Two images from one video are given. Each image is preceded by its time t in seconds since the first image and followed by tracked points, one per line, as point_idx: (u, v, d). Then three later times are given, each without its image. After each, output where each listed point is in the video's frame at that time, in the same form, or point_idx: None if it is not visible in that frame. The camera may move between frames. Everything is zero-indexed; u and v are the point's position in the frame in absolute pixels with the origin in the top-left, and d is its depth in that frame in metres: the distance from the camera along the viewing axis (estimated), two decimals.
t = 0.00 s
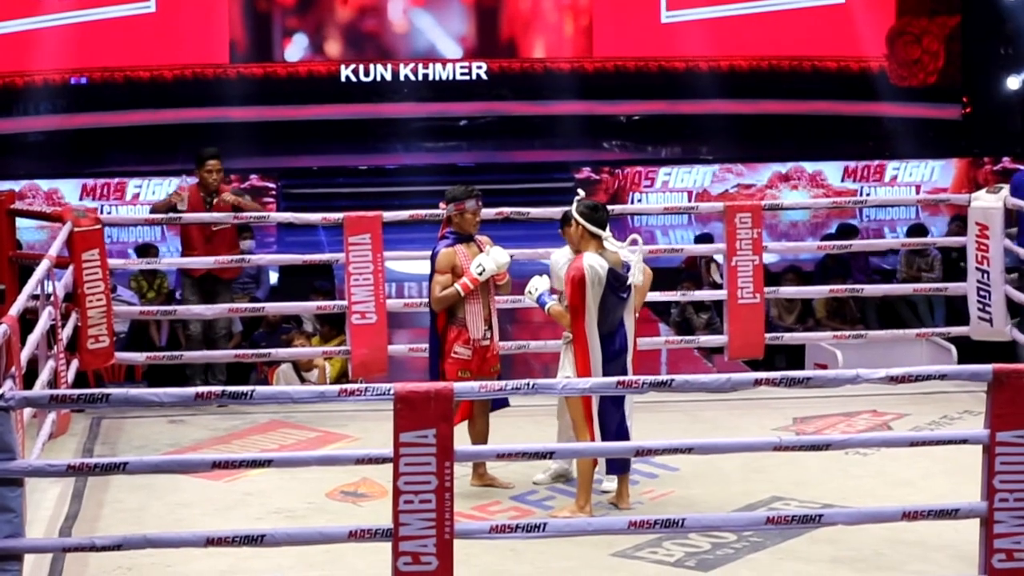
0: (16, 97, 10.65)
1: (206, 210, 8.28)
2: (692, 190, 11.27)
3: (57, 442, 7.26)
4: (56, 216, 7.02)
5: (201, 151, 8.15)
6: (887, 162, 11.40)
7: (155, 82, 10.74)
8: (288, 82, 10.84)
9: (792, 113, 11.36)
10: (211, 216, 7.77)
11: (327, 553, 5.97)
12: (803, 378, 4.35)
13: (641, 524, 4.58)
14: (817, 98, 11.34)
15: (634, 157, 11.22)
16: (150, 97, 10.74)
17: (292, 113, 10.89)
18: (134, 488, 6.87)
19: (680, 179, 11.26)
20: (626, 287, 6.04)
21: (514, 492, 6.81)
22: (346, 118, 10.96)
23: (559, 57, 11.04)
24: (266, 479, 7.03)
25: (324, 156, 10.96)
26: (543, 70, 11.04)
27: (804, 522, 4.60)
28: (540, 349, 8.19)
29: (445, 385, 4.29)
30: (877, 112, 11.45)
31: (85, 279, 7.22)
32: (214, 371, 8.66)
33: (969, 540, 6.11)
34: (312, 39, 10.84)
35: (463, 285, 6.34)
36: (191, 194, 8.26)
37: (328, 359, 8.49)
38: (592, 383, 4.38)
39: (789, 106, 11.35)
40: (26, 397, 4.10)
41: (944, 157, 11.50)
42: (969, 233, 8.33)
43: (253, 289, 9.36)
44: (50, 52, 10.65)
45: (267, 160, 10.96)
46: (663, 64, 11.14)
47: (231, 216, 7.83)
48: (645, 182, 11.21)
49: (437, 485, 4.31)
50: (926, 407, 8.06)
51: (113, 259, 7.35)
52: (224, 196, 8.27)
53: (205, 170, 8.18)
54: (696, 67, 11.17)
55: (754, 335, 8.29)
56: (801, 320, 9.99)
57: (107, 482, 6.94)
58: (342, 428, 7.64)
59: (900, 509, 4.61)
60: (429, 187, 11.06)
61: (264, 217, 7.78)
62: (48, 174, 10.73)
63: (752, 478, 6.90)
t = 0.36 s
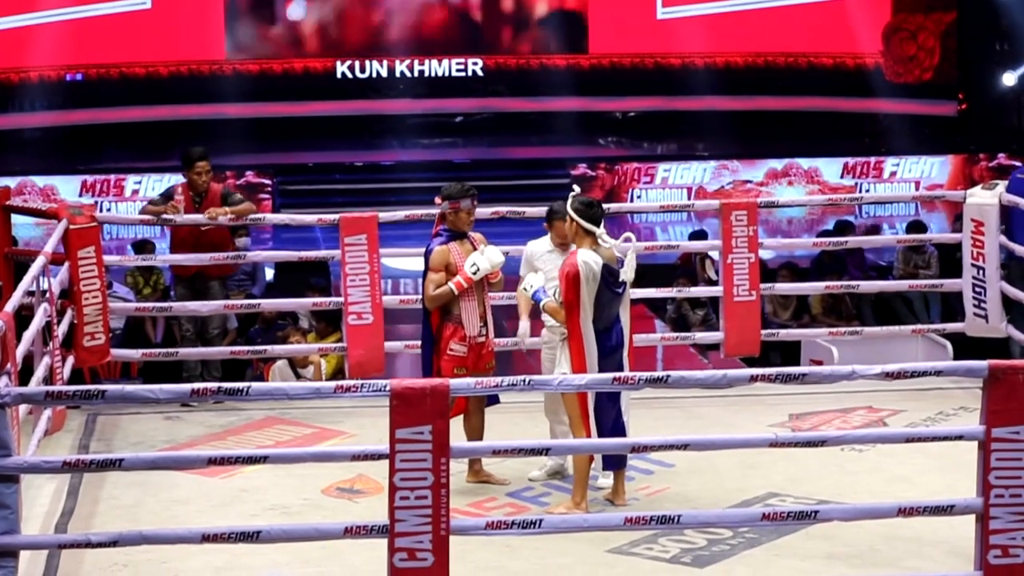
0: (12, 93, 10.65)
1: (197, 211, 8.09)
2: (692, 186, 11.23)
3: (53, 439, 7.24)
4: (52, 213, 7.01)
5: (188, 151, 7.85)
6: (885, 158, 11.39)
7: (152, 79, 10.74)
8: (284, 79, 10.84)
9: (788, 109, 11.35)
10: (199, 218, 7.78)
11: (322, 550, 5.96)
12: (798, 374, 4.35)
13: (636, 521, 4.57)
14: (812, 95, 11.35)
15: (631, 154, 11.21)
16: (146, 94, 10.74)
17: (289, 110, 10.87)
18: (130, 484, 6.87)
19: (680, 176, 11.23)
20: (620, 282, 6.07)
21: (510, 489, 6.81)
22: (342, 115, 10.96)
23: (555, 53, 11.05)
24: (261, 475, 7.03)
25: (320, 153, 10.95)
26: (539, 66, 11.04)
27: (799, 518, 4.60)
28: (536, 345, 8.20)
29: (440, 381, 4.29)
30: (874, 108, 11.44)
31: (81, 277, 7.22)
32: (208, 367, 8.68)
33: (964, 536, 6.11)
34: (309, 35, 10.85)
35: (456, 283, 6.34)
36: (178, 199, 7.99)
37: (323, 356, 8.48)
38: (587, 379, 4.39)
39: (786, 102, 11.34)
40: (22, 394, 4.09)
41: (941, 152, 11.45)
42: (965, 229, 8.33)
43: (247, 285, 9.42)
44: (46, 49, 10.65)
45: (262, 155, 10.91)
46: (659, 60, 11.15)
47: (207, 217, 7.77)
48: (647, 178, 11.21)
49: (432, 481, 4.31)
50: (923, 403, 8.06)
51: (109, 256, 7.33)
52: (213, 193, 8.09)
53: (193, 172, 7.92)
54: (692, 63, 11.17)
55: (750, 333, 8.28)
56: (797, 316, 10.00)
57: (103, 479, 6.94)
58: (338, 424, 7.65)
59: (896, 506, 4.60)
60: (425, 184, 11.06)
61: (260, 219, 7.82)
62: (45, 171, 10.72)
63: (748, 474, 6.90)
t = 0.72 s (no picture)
0: (11, 91, 10.63)
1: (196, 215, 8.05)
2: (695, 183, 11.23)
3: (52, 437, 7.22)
4: (51, 212, 7.01)
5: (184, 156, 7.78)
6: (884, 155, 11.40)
7: (151, 77, 10.73)
8: (282, 76, 10.84)
9: (787, 107, 11.36)
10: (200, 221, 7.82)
11: (321, 547, 5.96)
12: (797, 371, 4.35)
13: (635, 519, 4.56)
14: (811, 92, 11.36)
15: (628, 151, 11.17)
16: (145, 92, 10.74)
17: (287, 107, 10.89)
18: (128, 482, 6.87)
19: (682, 173, 11.23)
20: (620, 279, 6.08)
21: (509, 487, 6.81)
22: (340, 113, 10.96)
23: (553, 50, 11.04)
24: (260, 473, 7.03)
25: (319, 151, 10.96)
26: (538, 64, 11.04)
27: (798, 516, 4.60)
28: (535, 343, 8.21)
29: (439, 378, 4.29)
30: (873, 105, 11.44)
31: (81, 275, 7.21)
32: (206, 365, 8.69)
33: (963, 533, 6.11)
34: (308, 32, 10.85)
35: (456, 282, 6.33)
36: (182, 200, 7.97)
37: (322, 354, 8.48)
38: (586, 376, 4.38)
39: (784, 100, 11.35)
40: (20, 391, 4.07)
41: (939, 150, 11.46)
42: (964, 227, 8.34)
43: (246, 283, 9.43)
44: (46, 47, 10.65)
45: (259, 152, 10.89)
46: (658, 58, 11.14)
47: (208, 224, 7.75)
48: (651, 175, 11.20)
49: (431, 478, 4.31)
50: (921, 401, 8.06)
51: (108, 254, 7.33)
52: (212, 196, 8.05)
53: (193, 178, 7.85)
54: (691, 60, 11.16)
55: (750, 331, 8.29)
56: (795, 314, 10.00)
57: (102, 477, 6.94)
58: (336, 422, 7.65)
59: (894, 504, 4.60)
60: (424, 182, 11.07)
61: (260, 220, 7.86)
62: (43, 169, 10.71)
63: (746, 472, 6.91)
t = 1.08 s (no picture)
0: (13, 88, 10.63)
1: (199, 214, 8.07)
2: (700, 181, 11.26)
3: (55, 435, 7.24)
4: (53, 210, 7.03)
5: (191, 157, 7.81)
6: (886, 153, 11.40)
7: (153, 75, 10.73)
8: (285, 74, 10.84)
9: (788, 105, 11.36)
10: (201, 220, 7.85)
11: (324, 545, 5.96)
12: (800, 369, 4.34)
13: (636, 517, 4.55)
14: (813, 90, 11.35)
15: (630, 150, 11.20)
16: (146, 90, 10.74)
17: (289, 105, 10.89)
18: (130, 480, 6.87)
19: (689, 170, 11.25)
20: (621, 278, 6.05)
21: (511, 484, 6.81)
22: (342, 111, 10.97)
23: (556, 48, 11.03)
24: (263, 470, 7.03)
25: (319, 149, 10.96)
26: (540, 62, 11.03)
27: (801, 514, 4.59)
28: (537, 340, 8.21)
29: (441, 375, 4.29)
30: (875, 103, 11.43)
31: (83, 274, 7.26)
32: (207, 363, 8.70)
33: (965, 531, 6.11)
34: (309, 30, 10.86)
35: (457, 280, 6.34)
36: (187, 207, 7.89)
37: (324, 352, 8.44)
38: (589, 373, 4.37)
39: (786, 97, 11.35)
40: (22, 388, 4.09)
41: (941, 148, 11.46)
42: (965, 225, 8.34)
43: (247, 281, 9.44)
44: (48, 44, 10.64)
45: (262, 151, 10.92)
46: (660, 56, 11.13)
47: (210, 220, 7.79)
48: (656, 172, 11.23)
49: (433, 476, 4.31)
50: (923, 399, 8.07)
51: (110, 252, 7.36)
52: (216, 197, 8.07)
53: (198, 179, 7.87)
54: (693, 58, 11.16)
55: (751, 330, 8.30)
56: (797, 312, 9.99)
57: (104, 474, 6.94)
58: (338, 420, 7.66)
59: (896, 501, 4.60)
60: (425, 180, 11.07)
61: (262, 219, 7.87)
62: (45, 168, 10.71)
63: (748, 469, 6.91)
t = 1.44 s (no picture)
0: (15, 87, 10.63)
1: (201, 211, 8.07)
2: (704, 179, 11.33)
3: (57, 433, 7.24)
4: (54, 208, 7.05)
5: (191, 155, 7.80)
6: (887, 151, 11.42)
7: (154, 73, 10.73)
8: (286, 72, 10.85)
9: (789, 103, 11.36)
10: (201, 217, 7.87)
11: (324, 543, 5.96)
12: (800, 367, 4.34)
13: (637, 515, 4.55)
14: (814, 88, 11.35)
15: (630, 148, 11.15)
16: (147, 88, 10.74)
17: (290, 103, 10.89)
18: (131, 478, 6.87)
19: (693, 168, 11.30)
20: (622, 275, 6.06)
21: (512, 482, 6.81)
22: (343, 109, 10.97)
23: (556, 46, 11.04)
24: (264, 469, 7.04)
25: (320, 148, 10.95)
26: (540, 60, 11.03)
27: (801, 512, 4.58)
28: (538, 338, 8.21)
29: (442, 373, 4.29)
30: (876, 101, 11.43)
31: (83, 272, 7.28)
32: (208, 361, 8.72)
33: (966, 529, 6.11)
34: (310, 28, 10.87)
35: (456, 278, 6.34)
36: (188, 205, 7.89)
37: (325, 350, 8.46)
38: (589, 371, 4.37)
39: (787, 95, 11.35)
40: (23, 386, 4.11)
41: (942, 147, 11.48)
42: (966, 223, 8.34)
43: (249, 279, 9.45)
44: (49, 42, 10.64)
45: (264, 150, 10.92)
46: (661, 54, 11.14)
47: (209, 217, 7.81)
48: (661, 171, 11.23)
49: (434, 474, 4.31)
50: (924, 397, 8.06)
51: (111, 250, 7.39)
52: (218, 193, 8.07)
53: (199, 175, 7.89)
54: (694, 56, 11.17)
55: (752, 328, 8.30)
56: (799, 310, 10.01)
57: (105, 472, 6.94)
58: (339, 418, 7.66)
59: (897, 499, 4.60)
60: (426, 178, 11.07)
61: (263, 217, 7.89)
62: (46, 166, 10.70)
63: (749, 468, 6.91)
